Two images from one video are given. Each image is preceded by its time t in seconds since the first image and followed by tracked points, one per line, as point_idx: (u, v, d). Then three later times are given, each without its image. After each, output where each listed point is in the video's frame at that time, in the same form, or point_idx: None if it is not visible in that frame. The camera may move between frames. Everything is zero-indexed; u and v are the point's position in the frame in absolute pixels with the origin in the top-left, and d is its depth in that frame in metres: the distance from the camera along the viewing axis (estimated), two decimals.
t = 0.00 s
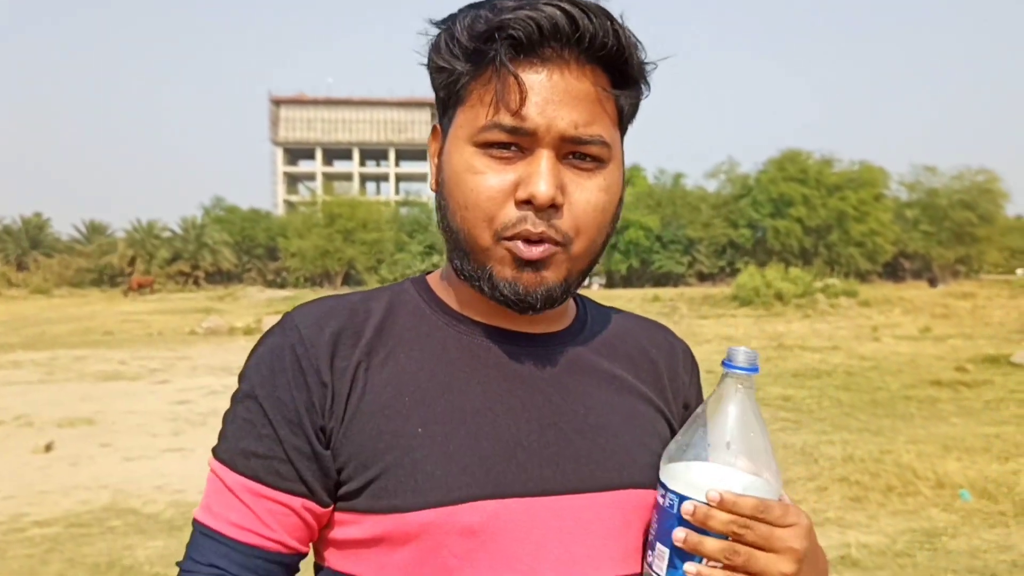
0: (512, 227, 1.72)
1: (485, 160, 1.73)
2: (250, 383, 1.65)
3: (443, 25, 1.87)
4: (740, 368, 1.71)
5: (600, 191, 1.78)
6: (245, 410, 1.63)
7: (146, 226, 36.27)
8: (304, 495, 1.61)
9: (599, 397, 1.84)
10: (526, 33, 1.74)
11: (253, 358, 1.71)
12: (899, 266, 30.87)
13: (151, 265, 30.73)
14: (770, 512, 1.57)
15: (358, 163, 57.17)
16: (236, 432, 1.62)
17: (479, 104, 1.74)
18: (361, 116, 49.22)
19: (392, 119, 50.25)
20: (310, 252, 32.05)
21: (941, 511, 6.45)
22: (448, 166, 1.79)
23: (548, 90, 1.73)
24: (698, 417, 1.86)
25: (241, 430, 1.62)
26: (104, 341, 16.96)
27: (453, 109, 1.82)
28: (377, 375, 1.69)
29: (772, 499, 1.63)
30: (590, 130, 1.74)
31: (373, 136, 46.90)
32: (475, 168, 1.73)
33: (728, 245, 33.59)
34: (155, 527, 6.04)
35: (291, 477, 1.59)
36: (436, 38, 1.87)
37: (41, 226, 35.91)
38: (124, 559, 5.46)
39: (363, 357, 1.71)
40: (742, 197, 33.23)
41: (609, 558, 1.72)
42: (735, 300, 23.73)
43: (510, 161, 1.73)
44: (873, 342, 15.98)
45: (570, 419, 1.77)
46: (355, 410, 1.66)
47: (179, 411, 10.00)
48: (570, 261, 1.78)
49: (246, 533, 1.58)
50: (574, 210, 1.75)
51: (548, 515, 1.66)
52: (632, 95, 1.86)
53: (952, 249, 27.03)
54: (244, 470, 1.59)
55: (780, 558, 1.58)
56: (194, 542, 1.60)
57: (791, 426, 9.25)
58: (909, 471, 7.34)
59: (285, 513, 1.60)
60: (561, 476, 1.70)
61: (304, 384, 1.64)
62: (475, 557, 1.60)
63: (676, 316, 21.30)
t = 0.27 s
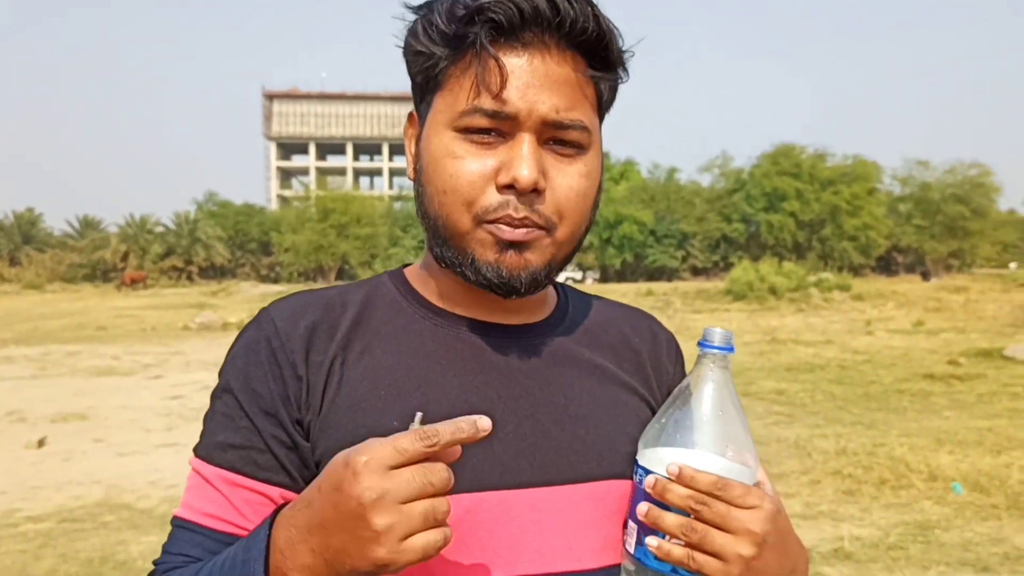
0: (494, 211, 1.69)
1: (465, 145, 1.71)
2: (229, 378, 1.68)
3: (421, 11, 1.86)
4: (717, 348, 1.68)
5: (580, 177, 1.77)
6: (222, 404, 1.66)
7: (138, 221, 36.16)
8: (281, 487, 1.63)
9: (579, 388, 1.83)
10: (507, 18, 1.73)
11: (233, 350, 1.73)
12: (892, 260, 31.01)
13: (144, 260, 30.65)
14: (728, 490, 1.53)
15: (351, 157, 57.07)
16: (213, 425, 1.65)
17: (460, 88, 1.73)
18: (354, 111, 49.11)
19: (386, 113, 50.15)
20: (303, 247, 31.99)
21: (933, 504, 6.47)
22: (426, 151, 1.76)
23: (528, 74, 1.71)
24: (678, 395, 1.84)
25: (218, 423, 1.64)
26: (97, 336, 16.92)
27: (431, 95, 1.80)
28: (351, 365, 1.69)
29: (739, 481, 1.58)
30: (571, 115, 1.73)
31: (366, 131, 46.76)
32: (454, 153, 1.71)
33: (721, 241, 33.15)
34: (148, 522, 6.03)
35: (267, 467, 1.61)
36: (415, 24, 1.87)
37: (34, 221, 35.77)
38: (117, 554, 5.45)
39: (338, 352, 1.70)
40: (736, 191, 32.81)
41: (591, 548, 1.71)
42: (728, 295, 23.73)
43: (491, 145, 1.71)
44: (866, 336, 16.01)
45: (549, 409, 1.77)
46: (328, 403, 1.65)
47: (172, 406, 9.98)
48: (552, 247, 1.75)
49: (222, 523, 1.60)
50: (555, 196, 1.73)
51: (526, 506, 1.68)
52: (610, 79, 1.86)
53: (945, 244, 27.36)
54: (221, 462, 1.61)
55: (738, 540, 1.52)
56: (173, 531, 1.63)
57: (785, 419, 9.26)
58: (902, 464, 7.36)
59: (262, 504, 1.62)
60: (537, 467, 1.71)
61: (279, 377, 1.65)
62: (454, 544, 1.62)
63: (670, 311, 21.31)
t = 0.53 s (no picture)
0: (514, 218, 1.69)
1: (471, 156, 1.69)
2: (227, 358, 1.69)
3: (381, 20, 1.79)
4: (708, 330, 1.70)
5: (580, 164, 1.78)
6: (217, 388, 1.66)
7: (133, 217, 36.06)
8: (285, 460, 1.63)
9: (569, 385, 1.83)
10: (494, 21, 1.70)
11: (230, 333, 1.74)
12: (887, 256, 31.11)
13: (139, 256, 30.62)
14: (713, 468, 1.53)
15: (346, 153, 57.00)
16: (211, 407, 1.64)
17: (454, 98, 1.70)
18: (349, 107, 49.04)
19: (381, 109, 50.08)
20: (298, 242, 31.98)
21: (927, 499, 6.50)
22: (424, 167, 1.73)
23: (523, 75, 1.71)
24: (667, 384, 1.84)
25: (217, 403, 1.64)
26: (91, 332, 16.87)
27: (416, 110, 1.76)
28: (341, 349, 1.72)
29: (729, 461, 1.58)
30: (568, 104, 1.74)
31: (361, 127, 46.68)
32: (462, 165, 1.69)
33: (716, 236, 33.56)
34: (143, 518, 6.03)
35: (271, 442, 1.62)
36: (376, 41, 1.80)
37: (28, 217, 35.71)
38: (112, 549, 5.45)
39: (334, 343, 1.73)
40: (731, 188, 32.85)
41: (578, 545, 1.71)
42: (723, 291, 23.76)
43: (497, 150, 1.69)
44: (861, 332, 16.04)
45: (539, 405, 1.78)
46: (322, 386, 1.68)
47: (167, 402, 9.97)
48: (563, 241, 1.77)
49: (218, 497, 1.58)
50: (566, 189, 1.73)
51: (520, 503, 1.68)
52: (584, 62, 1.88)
53: (939, 240, 27.57)
54: (221, 439, 1.60)
55: (722, 517, 1.52)
56: (164, 510, 1.59)
57: (779, 415, 9.28)
58: (896, 460, 7.38)
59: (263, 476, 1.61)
60: (525, 465, 1.71)
61: (282, 359, 1.68)
62: (441, 545, 1.62)
63: (665, 307, 21.31)
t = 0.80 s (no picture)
0: (435, 206, 1.68)
1: (408, 140, 1.70)
2: (224, 368, 1.58)
3: None
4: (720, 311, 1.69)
5: (529, 171, 1.72)
6: (226, 396, 1.54)
7: (129, 215, 36.03)
8: (312, 470, 1.55)
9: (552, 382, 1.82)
10: (445, 10, 1.70)
11: (223, 340, 1.64)
12: (883, 254, 31.20)
13: (136, 255, 30.59)
14: (724, 447, 1.53)
15: (343, 151, 56.98)
16: (219, 419, 1.51)
17: (402, 81, 1.72)
18: (346, 105, 49.02)
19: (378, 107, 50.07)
20: (295, 241, 31.97)
21: (924, 497, 6.51)
22: (376, 146, 1.77)
23: (471, 69, 1.67)
24: (666, 375, 1.83)
25: (227, 413, 1.52)
26: (88, 330, 16.86)
27: (386, 84, 1.80)
28: (333, 349, 1.65)
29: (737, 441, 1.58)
30: (514, 107, 1.68)
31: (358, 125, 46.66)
32: (398, 147, 1.70)
33: (714, 234, 33.38)
34: (140, 516, 6.03)
35: (297, 453, 1.54)
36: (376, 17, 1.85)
37: (25, 214, 35.69)
38: (110, 548, 5.45)
39: (327, 347, 1.65)
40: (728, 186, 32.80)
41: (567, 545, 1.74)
42: (720, 289, 23.79)
43: (432, 141, 1.69)
44: (858, 330, 16.07)
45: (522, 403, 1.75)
46: (324, 392, 1.60)
47: (164, 400, 9.97)
48: (500, 244, 1.73)
49: (257, 514, 1.44)
50: (498, 192, 1.70)
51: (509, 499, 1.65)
52: (566, 74, 1.79)
53: (935, 238, 27.63)
54: (243, 454, 1.49)
55: (732, 495, 1.52)
56: (185, 537, 1.43)
57: (776, 413, 9.30)
58: (893, 458, 7.40)
59: (297, 490, 1.52)
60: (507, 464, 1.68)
61: (286, 364, 1.59)
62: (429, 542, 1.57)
63: (662, 305, 21.32)
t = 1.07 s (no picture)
0: (456, 215, 1.68)
1: (427, 152, 1.69)
2: (208, 378, 1.58)
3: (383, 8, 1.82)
4: (724, 343, 1.74)
5: (551, 179, 1.73)
6: (207, 409, 1.55)
7: (128, 214, 36.01)
8: (285, 495, 1.56)
9: (560, 389, 1.79)
10: (461, 22, 1.69)
11: (211, 345, 1.63)
12: (882, 253, 31.21)
13: (134, 254, 30.57)
14: (719, 478, 1.56)
15: (342, 150, 56.95)
16: (203, 431, 1.54)
17: (419, 95, 1.71)
18: (345, 103, 48.99)
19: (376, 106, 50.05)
20: (294, 240, 31.95)
21: (922, 496, 6.52)
22: (391, 158, 1.74)
23: (491, 80, 1.68)
24: (668, 400, 1.83)
25: (210, 428, 1.54)
26: (87, 330, 16.84)
27: (397, 98, 1.78)
28: (338, 365, 1.63)
29: (733, 474, 1.61)
30: (537, 118, 1.69)
31: (356, 124, 46.67)
32: (417, 159, 1.69)
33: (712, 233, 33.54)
34: (139, 516, 6.02)
35: (272, 478, 1.55)
36: (379, 26, 1.82)
37: (23, 214, 35.67)
38: (109, 547, 5.45)
39: (325, 357, 1.63)
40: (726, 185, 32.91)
41: (570, 550, 1.68)
42: (719, 288, 23.78)
43: (453, 152, 1.68)
44: (856, 329, 16.08)
45: (533, 411, 1.73)
46: (323, 403, 1.60)
47: (162, 399, 9.96)
48: (521, 252, 1.74)
49: (226, 540, 1.50)
50: (521, 201, 1.70)
51: (509, 508, 1.63)
52: (580, 79, 1.80)
53: (934, 236, 27.64)
54: (221, 473, 1.52)
55: (722, 527, 1.55)
56: (161, 551, 1.51)
57: (775, 412, 9.31)
58: (891, 457, 7.40)
59: (271, 515, 1.55)
60: (520, 471, 1.67)
61: (277, 382, 1.58)
62: (437, 554, 1.56)
63: (661, 304, 21.35)
